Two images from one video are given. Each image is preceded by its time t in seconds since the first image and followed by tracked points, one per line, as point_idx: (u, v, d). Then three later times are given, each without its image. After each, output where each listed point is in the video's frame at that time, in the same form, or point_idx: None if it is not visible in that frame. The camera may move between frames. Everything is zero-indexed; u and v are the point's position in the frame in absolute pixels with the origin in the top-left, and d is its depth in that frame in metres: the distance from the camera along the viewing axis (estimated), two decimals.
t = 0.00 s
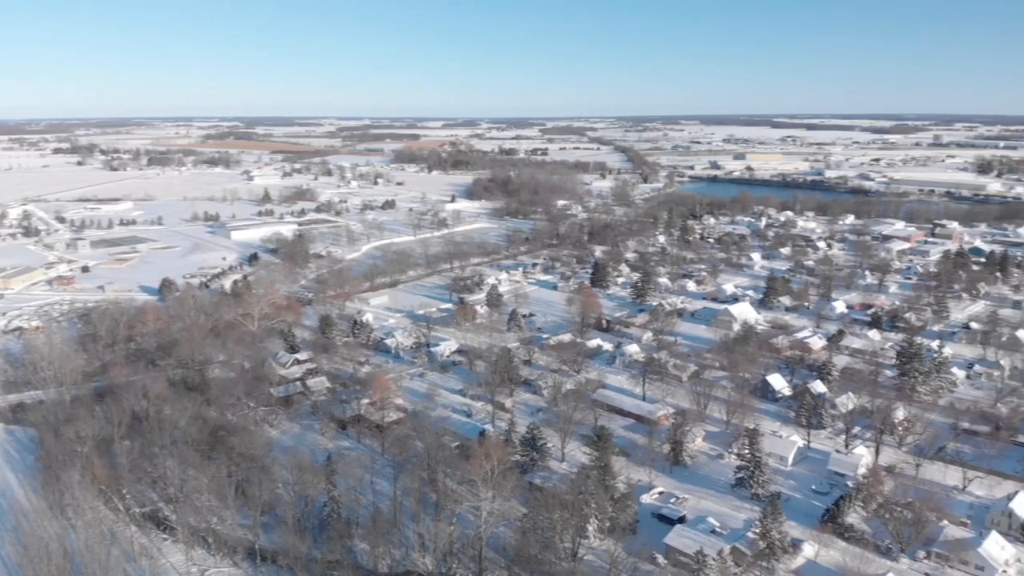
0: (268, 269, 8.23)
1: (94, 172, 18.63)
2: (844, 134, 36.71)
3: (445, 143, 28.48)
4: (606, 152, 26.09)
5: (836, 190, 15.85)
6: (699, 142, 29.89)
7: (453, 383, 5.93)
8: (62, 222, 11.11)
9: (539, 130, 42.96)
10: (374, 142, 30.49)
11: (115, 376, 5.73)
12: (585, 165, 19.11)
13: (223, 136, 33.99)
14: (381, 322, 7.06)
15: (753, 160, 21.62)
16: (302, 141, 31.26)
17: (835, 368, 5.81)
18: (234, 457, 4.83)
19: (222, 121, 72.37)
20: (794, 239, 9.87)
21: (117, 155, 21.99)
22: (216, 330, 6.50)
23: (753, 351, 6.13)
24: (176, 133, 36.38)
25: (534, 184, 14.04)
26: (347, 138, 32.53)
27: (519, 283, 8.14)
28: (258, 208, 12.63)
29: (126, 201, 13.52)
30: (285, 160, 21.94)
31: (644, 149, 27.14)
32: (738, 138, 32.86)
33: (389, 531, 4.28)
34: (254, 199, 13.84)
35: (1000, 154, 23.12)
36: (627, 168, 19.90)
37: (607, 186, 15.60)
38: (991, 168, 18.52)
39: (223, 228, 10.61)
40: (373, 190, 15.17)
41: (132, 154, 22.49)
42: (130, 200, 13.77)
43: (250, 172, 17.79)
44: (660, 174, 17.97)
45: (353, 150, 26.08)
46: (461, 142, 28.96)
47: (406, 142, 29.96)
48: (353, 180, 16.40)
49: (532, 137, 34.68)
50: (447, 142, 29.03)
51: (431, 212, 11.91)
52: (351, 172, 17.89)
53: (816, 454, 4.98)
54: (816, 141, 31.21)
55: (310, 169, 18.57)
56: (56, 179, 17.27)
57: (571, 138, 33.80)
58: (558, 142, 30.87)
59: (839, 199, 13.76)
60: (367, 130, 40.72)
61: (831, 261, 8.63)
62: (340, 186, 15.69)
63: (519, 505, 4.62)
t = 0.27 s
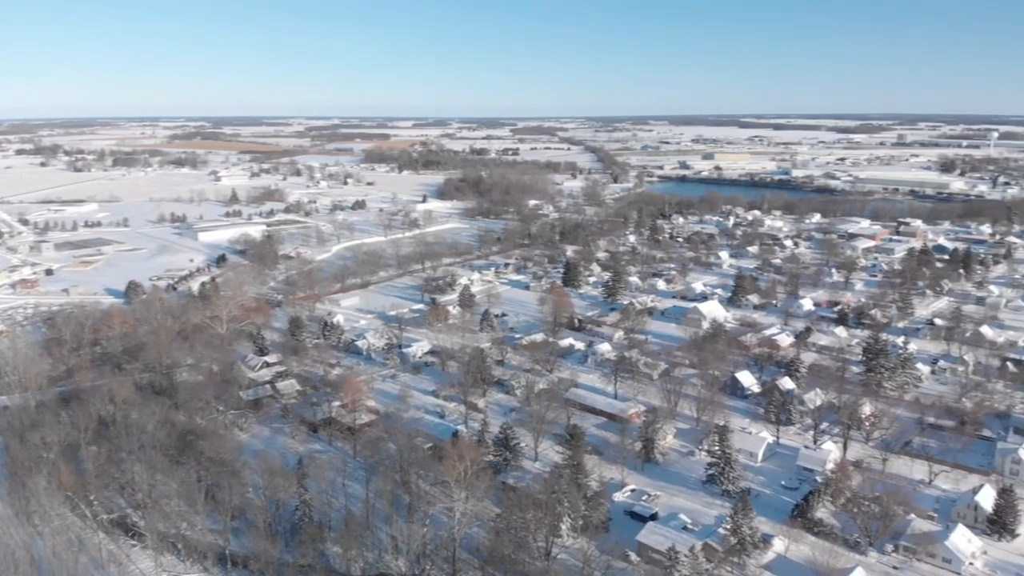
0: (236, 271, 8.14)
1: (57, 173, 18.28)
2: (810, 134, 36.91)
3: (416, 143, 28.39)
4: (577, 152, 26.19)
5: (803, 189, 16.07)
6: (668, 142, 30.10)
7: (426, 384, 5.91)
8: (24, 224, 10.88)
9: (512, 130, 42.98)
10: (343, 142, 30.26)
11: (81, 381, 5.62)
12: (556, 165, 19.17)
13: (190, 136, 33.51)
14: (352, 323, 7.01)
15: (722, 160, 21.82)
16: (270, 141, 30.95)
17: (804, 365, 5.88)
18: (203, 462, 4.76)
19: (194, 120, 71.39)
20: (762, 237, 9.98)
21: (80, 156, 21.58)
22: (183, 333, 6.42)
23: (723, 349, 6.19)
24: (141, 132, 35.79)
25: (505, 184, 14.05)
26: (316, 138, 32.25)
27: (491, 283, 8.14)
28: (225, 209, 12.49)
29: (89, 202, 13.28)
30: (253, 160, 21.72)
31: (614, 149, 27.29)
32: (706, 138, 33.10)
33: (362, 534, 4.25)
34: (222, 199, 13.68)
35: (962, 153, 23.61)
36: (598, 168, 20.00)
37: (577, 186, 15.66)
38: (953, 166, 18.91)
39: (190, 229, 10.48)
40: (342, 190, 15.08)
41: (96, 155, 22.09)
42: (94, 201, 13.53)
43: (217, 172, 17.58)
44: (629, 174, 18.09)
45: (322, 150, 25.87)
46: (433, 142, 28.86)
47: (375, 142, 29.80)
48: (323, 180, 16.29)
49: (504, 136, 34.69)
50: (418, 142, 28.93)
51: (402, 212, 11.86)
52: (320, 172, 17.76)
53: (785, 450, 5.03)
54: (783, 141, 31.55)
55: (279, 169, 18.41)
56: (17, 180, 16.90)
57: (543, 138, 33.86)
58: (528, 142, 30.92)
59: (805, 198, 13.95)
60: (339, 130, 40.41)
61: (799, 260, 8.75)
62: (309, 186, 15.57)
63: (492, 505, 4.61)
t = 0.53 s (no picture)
0: (203, 273, 8.05)
1: (18, 174, 17.90)
2: (777, 134, 37.21)
3: (387, 143, 28.28)
4: (548, 152, 26.27)
5: (771, 188, 16.28)
6: (637, 142, 30.29)
7: (398, 385, 5.89)
8: None
9: (486, 129, 42.96)
10: (312, 141, 30.05)
11: (46, 386, 5.51)
12: (526, 166, 19.21)
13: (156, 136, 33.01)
14: (323, 325, 6.97)
15: (690, 160, 22.00)
16: (238, 141, 30.65)
17: (773, 362, 5.95)
18: (172, 466, 4.69)
19: (164, 120, 70.38)
20: (731, 236, 10.09)
21: (41, 157, 21.14)
22: (151, 337, 6.34)
23: (693, 346, 6.24)
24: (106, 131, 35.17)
25: (476, 184, 14.05)
26: (285, 138, 31.95)
27: (463, 283, 8.13)
28: (192, 210, 12.34)
29: (52, 204, 13.03)
30: (220, 160, 21.46)
31: (585, 149, 27.41)
32: (675, 138, 33.34)
33: (334, 537, 4.22)
34: (189, 200, 13.51)
35: (925, 153, 24.07)
36: (569, 168, 20.07)
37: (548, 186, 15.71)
38: (917, 165, 19.27)
39: (157, 230, 10.33)
40: (311, 190, 14.97)
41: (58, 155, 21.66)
42: (56, 202, 13.28)
43: (183, 173, 17.36)
44: (600, 174, 18.19)
45: (291, 151, 25.64)
46: (404, 142, 28.73)
47: (345, 142, 29.62)
48: (291, 181, 16.17)
49: (467, 137, 34.68)
50: (388, 142, 28.80)
51: (373, 212, 11.81)
52: (289, 172, 17.60)
53: (754, 446, 5.08)
54: (749, 141, 31.88)
55: (246, 169, 18.22)
56: None
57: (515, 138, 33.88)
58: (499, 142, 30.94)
59: (772, 197, 14.14)
60: (311, 130, 40.08)
61: (767, 258, 8.86)
62: (277, 187, 15.44)
63: (465, 506, 4.60)
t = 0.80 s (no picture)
0: (171, 275, 7.96)
1: None
2: (745, 134, 37.56)
3: (357, 142, 28.14)
4: (518, 152, 26.29)
5: (738, 187, 16.48)
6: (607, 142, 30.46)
7: (370, 387, 5.88)
8: None
9: (460, 130, 42.91)
10: (282, 141, 29.82)
11: (9, 391, 5.40)
12: (498, 165, 19.24)
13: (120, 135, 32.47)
14: (293, 327, 6.93)
15: (659, 160, 22.13)
16: (205, 141, 30.34)
17: (743, 359, 6.02)
18: (141, 471, 4.61)
19: (134, 120, 69.28)
20: (700, 235, 10.20)
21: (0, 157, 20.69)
22: (117, 340, 6.25)
23: (664, 344, 6.30)
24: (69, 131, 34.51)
25: (448, 184, 14.04)
26: (253, 138, 31.64)
27: (435, 284, 8.12)
28: (159, 211, 12.17)
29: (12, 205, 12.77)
30: (187, 160, 21.21)
31: (556, 149, 27.51)
32: (644, 137, 33.57)
33: (306, 540, 4.18)
34: (155, 201, 13.32)
35: (889, 152, 24.51)
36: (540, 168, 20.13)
37: (519, 186, 15.74)
38: (882, 164, 19.63)
39: (122, 232, 10.17)
40: (280, 191, 14.85)
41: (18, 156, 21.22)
42: (17, 204, 13.02)
43: (149, 174, 17.11)
44: (570, 174, 18.28)
45: (258, 151, 25.39)
46: (374, 142, 28.58)
47: (314, 142, 29.41)
48: (260, 181, 16.04)
49: (434, 137, 34.62)
50: (358, 142, 28.64)
51: (343, 213, 11.75)
52: (258, 173, 17.44)
53: (724, 443, 5.14)
54: (717, 141, 32.17)
55: (214, 170, 18.02)
56: None
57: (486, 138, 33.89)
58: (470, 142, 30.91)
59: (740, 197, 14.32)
60: (282, 130, 39.73)
61: (736, 257, 8.97)
62: (245, 187, 15.30)
63: (438, 507, 4.59)
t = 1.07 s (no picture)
0: (137, 277, 7.83)
1: None
2: (712, 134, 37.95)
3: (326, 142, 27.93)
4: (488, 151, 26.31)
5: (706, 187, 16.64)
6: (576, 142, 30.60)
7: (340, 389, 5.84)
8: None
9: (432, 130, 42.79)
10: (249, 141, 29.50)
11: None
12: (468, 165, 19.22)
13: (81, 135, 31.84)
14: (262, 329, 6.86)
15: (628, 160, 22.27)
16: (170, 141, 29.89)
17: (712, 357, 6.08)
18: (108, 477, 4.52)
19: (94, 120, 68.08)
20: (669, 235, 10.29)
21: None
22: (82, 344, 6.14)
23: (635, 343, 6.34)
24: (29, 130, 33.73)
25: (418, 184, 14.00)
26: (219, 138, 31.26)
27: (406, 284, 8.09)
28: (124, 213, 11.97)
29: None
30: (152, 160, 20.88)
31: (527, 149, 27.56)
32: (613, 137, 33.78)
33: (277, 544, 4.13)
34: (119, 202, 13.09)
35: (854, 151, 24.91)
36: (510, 168, 20.13)
37: (490, 186, 15.74)
38: (847, 164, 19.96)
39: (86, 233, 9.98)
40: (248, 191, 14.68)
41: None
42: None
43: (113, 174, 16.81)
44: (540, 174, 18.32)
45: (225, 150, 25.06)
46: (343, 141, 28.35)
47: (281, 141, 29.13)
48: (226, 181, 15.85)
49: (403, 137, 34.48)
50: (326, 141, 28.42)
51: (312, 213, 11.66)
52: (225, 173, 17.22)
53: (695, 439, 5.19)
54: (685, 141, 32.46)
55: (180, 170, 17.75)
56: None
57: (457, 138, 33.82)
58: (440, 142, 30.85)
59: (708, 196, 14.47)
60: (250, 129, 39.27)
61: (704, 255, 9.07)
62: (211, 187, 15.11)
63: (411, 508, 4.57)
